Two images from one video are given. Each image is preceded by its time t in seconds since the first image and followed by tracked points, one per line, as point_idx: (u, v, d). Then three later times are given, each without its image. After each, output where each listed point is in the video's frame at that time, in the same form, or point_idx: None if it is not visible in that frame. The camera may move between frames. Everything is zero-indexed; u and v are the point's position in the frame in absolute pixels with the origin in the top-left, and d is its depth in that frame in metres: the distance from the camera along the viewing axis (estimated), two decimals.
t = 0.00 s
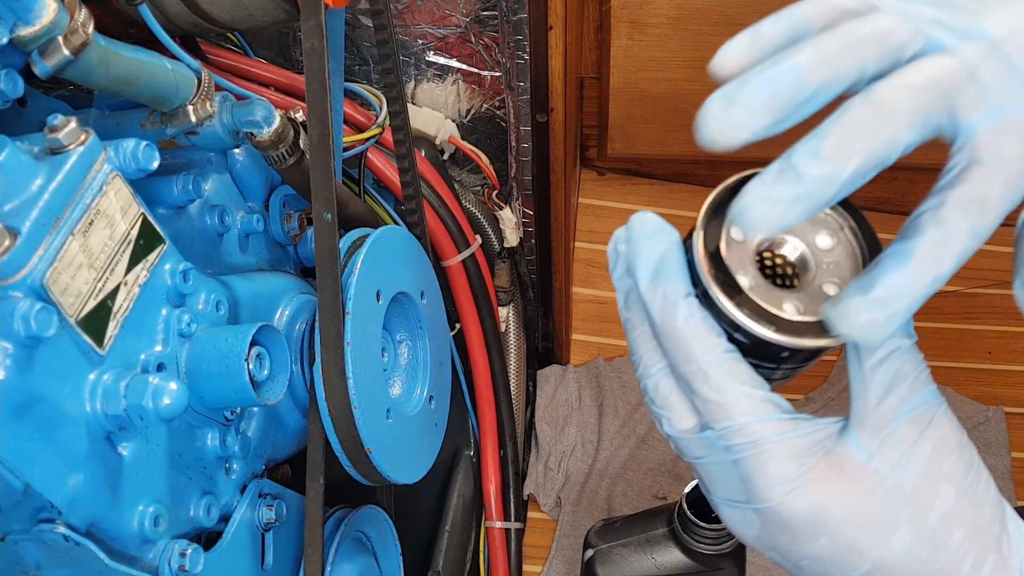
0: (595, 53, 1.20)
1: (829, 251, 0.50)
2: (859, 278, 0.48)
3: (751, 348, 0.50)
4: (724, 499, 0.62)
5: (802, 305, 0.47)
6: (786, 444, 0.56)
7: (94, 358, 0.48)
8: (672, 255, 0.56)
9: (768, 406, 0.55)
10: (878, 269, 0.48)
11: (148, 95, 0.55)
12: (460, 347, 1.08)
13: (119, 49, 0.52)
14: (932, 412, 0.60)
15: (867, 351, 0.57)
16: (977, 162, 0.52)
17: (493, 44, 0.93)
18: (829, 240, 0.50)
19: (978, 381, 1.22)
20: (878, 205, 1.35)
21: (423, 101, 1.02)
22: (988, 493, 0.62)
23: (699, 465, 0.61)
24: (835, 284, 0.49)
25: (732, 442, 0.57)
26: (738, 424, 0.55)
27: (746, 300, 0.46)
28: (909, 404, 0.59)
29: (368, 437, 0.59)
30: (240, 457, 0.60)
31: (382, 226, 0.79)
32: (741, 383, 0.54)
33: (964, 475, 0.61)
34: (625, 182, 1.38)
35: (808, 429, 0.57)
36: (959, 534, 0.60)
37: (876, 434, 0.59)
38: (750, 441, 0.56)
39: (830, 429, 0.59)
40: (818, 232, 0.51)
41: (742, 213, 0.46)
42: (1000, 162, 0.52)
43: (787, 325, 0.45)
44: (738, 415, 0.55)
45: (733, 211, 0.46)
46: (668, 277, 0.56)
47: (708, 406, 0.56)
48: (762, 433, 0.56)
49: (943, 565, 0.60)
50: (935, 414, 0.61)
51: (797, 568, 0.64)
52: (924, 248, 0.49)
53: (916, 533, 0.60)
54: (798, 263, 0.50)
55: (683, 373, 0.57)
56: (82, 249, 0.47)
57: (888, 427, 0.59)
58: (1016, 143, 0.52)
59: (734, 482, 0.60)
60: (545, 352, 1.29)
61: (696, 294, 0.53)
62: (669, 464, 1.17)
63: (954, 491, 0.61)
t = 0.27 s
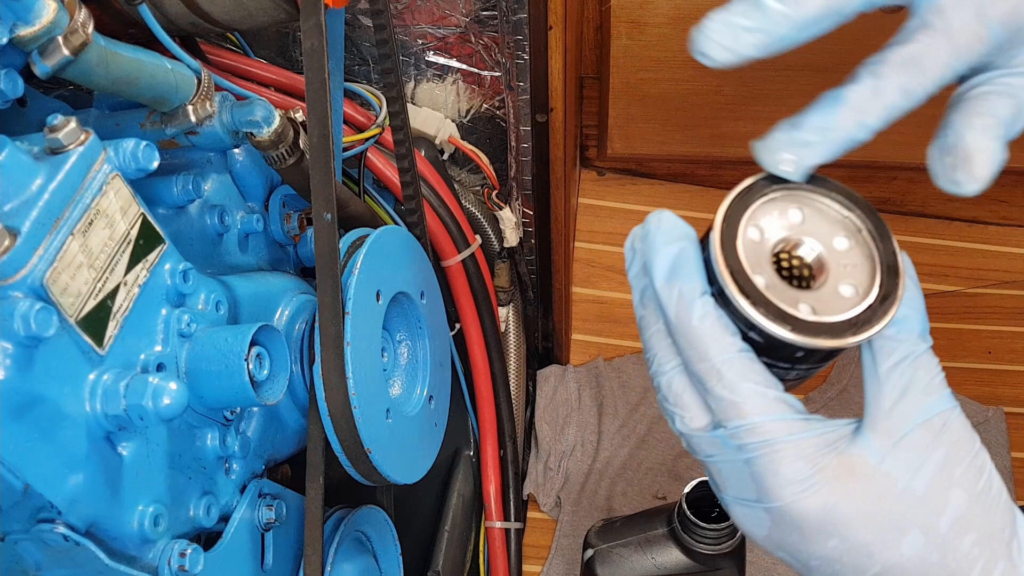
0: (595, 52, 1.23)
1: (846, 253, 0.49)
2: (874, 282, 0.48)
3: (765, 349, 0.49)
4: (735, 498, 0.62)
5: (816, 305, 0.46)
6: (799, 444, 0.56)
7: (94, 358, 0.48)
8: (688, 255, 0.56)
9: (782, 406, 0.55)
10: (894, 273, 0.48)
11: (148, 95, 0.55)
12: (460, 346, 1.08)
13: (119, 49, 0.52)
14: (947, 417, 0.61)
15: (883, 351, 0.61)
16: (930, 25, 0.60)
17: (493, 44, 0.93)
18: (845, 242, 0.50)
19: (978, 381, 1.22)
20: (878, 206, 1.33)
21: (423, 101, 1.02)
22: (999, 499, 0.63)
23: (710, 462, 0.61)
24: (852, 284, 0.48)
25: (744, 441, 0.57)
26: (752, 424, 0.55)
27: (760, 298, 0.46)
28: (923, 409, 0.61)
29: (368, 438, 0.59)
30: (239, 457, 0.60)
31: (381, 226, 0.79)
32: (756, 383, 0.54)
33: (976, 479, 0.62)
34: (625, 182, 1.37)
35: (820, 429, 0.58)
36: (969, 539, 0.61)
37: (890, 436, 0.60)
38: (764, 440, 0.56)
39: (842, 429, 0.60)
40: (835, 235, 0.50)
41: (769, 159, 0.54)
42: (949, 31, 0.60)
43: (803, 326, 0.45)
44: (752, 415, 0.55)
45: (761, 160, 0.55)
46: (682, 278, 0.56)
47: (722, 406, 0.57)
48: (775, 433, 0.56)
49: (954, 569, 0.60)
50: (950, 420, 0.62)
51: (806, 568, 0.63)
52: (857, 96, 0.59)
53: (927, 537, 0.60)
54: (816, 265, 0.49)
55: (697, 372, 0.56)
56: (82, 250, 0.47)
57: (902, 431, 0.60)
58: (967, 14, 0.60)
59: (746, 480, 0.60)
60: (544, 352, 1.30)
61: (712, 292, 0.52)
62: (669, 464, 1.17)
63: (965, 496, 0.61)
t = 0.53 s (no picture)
0: (595, 51, 1.23)
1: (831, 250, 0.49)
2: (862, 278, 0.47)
3: (752, 347, 0.49)
4: (725, 498, 0.62)
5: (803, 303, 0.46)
6: (787, 442, 0.56)
7: (94, 358, 0.48)
8: (675, 254, 0.56)
9: (769, 404, 0.55)
10: (880, 270, 0.48)
11: (148, 95, 0.55)
12: (460, 347, 1.08)
13: (119, 49, 0.52)
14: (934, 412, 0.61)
15: (870, 349, 0.60)
16: (974, 58, 0.51)
17: (493, 43, 0.93)
18: (831, 239, 0.50)
19: (978, 381, 1.22)
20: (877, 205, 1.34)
21: (423, 101, 1.02)
22: (988, 496, 0.62)
23: (700, 462, 0.61)
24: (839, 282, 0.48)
25: (733, 440, 0.57)
26: (739, 422, 0.56)
27: (748, 297, 0.46)
28: (911, 405, 0.61)
29: (367, 437, 0.59)
30: (239, 457, 0.61)
31: (381, 226, 0.79)
32: (744, 382, 0.54)
33: (964, 475, 0.61)
34: (625, 182, 1.38)
35: (809, 428, 0.58)
36: (959, 536, 0.60)
37: (880, 433, 0.60)
38: (752, 439, 0.56)
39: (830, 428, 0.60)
40: (822, 232, 0.50)
41: (828, 206, 0.50)
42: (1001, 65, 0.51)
43: (790, 323, 0.45)
44: (740, 413, 0.55)
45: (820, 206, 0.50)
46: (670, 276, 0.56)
47: (710, 405, 0.57)
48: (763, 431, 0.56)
49: (944, 565, 0.60)
50: (937, 417, 0.62)
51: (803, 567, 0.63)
52: (910, 136, 0.52)
53: (917, 532, 0.60)
54: (802, 263, 0.49)
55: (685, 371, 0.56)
56: (82, 249, 0.47)
57: (890, 428, 0.60)
58: (1018, 46, 0.50)
59: (736, 480, 0.60)
60: (544, 352, 1.30)
61: (698, 292, 0.52)
62: (669, 464, 1.17)
63: (954, 491, 0.61)
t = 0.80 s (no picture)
0: (594, 52, 1.21)
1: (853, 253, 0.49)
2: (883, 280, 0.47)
3: (774, 345, 0.50)
4: (742, 496, 0.62)
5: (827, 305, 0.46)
6: (808, 441, 0.56)
7: (93, 358, 0.48)
8: (698, 251, 0.56)
9: (790, 402, 0.55)
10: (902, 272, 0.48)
11: (148, 95, 0.55)
12: (460, 347, 1.08)
13: (119, 49, 0.52)
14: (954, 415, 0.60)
15: (889, 351, 0.61)
16: (918, 146, 0.49)
17: (493, 43, 0.93)
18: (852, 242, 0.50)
19: (978, 381, 1.22)
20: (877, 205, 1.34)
21: (423, 101, 1.02)
22: (1006, 500, 0.62)
23: (718, 460, 0.61)
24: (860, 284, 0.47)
25: (753, 437, 0.56)
26: (759, 419, 0.55)
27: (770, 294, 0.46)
28: (930, 406, 0.60)
29: (367, 437, 0.59)
30: (239, 457, 0.61)
31: (381, 225, 0.79)
32: (766, 378, 0.54)
33: (982, 479, 0.61)
34: (625, 182, 1.38)
35: (829, 427, 0.57)
36: (977, 539, 0.60)
37: (897, 434, 0.60)
38: (772, 436, 0.56)
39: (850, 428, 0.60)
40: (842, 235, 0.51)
41: (756, 284, 0.47)
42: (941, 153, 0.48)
43: (811, 322, 0.46)
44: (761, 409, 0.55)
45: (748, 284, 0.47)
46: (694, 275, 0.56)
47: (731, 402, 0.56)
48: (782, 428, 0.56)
49: (961, 568, 0.60)
50: (956, 420, 0.61)
51: (811, 568, 0.63)
52: (847, 218, 0.47)
53: (935, 535, 0.60)
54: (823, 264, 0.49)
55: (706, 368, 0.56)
56: (82, 249, 0.47)
57: (910, 428, 0.60)
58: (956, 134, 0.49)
59: (754, 478, 0.59)
60: (545, 353, 1.29)
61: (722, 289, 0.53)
62: (669, 463, 1.17)
63: (972, 495, 0.60)
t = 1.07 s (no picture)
0: (595, 51, 1.22)
1: (846, 253, 0.49)
2: (878, 282, 0.47)
3: (768, 347, 0.50)
4: (739, 499, 0.62)
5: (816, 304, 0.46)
6: (803, 443, 0.56)
7: (94, 358, 0.48)
8: (689, 254, 0.57)
9: (785, 404, 0.55)
10: (898, 273, 0.47)
11: (148, 94, 0.55)
12: (460, 347, 1.08)
13: (119, 49, 0.52)
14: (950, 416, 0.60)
15: (884, 352, 0.60)
16: (928, 54, 0.54)
17: (493, 43, 0.93)
18: (846, 243, 0.50)
19: (978, 381, 1.22)
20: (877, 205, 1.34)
21: (423, 101, 1.02)
22: (1004, 499, 0.62)
23: (714, 463, 0.61)
24: (853, 286, 0.48)
25: (748, 440, 0.57)
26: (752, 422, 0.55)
27: (763, 294, 0.46)
28: (926, 407, 0.60)
29: (367, 437, 0.59)
30: (239, 457, 0.61)
31: (381, 225, 0.79)
32: (760, 380, 0.54)
33: (979, 479, 0.61)
34: (625, 182, 1.37)
35: (825, 429, 0.57)
36: (974, 540, 0.60)
37: (894, 434, 0.60)
38: (767, 439, 0.56)
39: (846, 430, 0.60)
40: (836, 237, 0.50)
41: (746, 170, 0.51)
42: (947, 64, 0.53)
43: (805, 323, 0.45)
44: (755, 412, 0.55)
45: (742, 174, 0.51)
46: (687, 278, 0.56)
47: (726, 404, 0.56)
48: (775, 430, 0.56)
49: (958, 568, 0.60)
50: (952, 420, 0.61)
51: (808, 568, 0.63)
52: (841, 118, 0.53)
53: (932, 536, 0.60)
54: (817, 266, 0.49)
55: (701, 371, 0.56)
56: (82, 249, 0.47)
57: (906, 429, 0.60)
58: (969, 50, 0.53)
59: (750, 480, 0.59)
60: (544, 352, 1.30)
61: (714, 291, 0.53)
62: (669, 463, 1.17)
63: (970, 496, 0.60)
